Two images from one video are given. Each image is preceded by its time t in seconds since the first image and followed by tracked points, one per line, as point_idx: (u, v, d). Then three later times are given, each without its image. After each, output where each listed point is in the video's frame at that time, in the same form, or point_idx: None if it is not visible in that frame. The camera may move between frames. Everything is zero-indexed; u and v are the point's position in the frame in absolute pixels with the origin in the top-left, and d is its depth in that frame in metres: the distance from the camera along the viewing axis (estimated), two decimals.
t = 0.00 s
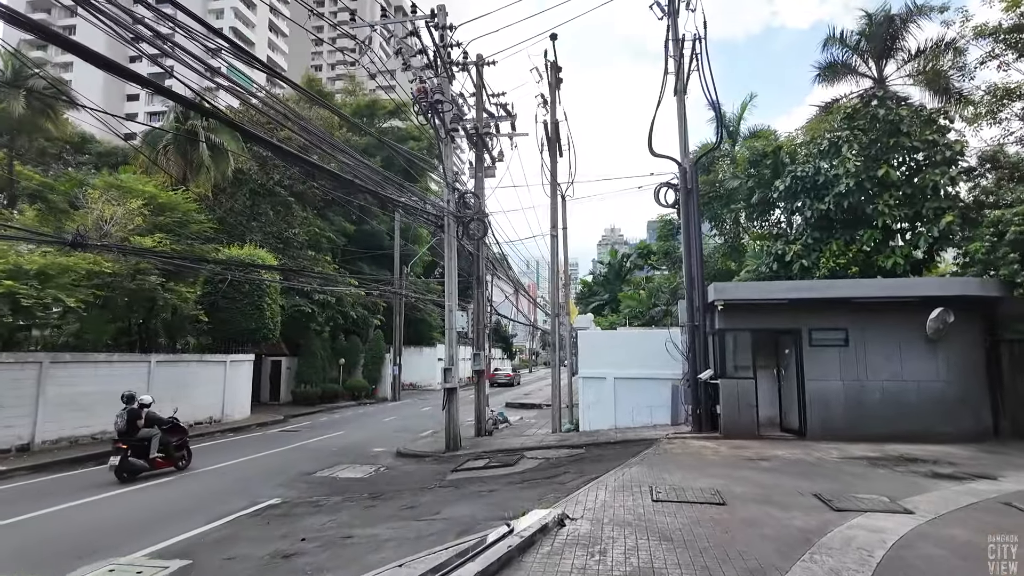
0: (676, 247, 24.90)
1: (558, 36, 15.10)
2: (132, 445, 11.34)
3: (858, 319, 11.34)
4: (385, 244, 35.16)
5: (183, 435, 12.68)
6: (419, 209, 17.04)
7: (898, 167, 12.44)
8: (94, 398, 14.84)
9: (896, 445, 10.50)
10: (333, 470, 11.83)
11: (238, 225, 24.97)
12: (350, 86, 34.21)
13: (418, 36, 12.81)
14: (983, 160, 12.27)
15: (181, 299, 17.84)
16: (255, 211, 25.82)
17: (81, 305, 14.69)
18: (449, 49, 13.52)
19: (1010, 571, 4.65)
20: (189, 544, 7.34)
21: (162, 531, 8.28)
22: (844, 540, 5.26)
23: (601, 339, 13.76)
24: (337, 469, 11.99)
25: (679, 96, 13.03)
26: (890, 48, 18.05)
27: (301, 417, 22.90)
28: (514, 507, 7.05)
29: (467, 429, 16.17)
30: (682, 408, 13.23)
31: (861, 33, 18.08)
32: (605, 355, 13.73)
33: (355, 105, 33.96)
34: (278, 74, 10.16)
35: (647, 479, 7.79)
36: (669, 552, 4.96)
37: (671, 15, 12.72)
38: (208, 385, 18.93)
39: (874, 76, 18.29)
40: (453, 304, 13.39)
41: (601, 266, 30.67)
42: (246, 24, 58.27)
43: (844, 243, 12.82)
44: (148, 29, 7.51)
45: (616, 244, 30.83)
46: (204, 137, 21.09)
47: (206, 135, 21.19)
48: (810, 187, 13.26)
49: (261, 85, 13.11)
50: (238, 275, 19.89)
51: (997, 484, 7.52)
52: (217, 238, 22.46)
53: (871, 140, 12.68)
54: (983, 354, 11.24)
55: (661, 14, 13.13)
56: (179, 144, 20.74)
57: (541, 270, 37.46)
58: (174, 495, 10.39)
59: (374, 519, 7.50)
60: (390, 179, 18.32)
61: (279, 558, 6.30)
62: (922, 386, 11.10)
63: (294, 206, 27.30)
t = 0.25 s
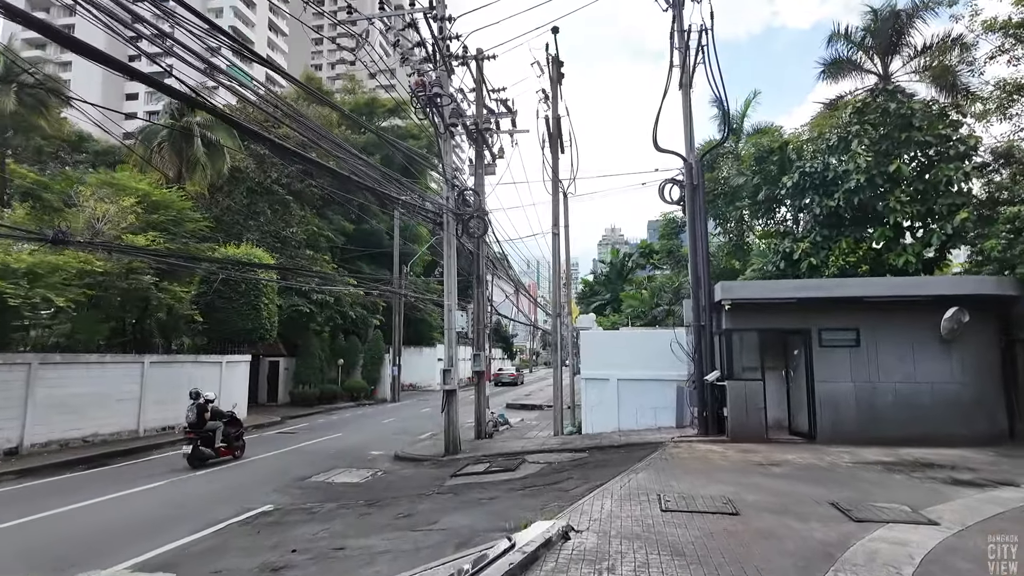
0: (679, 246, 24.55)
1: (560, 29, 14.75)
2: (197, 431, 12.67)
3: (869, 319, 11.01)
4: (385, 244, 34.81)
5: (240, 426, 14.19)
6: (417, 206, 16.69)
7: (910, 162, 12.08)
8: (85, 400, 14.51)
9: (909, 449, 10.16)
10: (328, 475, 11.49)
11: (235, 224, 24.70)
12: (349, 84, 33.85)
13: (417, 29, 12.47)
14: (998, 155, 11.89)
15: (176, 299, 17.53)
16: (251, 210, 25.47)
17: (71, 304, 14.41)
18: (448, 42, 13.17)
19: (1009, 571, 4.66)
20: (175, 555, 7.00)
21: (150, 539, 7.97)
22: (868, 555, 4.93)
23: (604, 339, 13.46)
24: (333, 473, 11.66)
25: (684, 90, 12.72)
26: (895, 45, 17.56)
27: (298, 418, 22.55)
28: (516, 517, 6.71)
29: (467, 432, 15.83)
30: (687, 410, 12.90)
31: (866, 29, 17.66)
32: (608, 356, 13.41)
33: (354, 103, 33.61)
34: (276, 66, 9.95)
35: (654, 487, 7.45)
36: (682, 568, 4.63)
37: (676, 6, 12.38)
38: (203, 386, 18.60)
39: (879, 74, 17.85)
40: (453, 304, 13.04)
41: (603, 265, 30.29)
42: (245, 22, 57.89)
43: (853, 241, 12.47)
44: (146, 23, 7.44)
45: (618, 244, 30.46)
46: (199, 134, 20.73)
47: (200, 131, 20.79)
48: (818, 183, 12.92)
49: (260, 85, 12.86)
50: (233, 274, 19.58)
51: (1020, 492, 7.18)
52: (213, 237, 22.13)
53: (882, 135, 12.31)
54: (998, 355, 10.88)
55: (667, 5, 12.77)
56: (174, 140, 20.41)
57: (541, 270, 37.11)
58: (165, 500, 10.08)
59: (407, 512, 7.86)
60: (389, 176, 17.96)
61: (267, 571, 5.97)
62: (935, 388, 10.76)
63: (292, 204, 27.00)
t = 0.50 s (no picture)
0: (682, 245, 24.24)
1: (562, 21, 14.41)
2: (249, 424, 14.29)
3: (882, 319, 10.68)
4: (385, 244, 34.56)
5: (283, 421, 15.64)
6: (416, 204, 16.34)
7: (923, 157, 11.75)
8: (77, 402, 14.19)
9: (924, 454, 9.82)
10: (325, 479, 11.17)
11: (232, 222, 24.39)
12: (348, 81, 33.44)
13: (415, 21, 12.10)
14: (1013, 150, 11.55)
15: (170, 298, 17.23)
16: (248, 209, 25.16)
17: (60, 304, 14.13)
18: (448, 35, 12.81)
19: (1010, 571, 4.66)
20: (162, 566, 6.68)
21: (138, 546, 7.66)
22: (895, 571, 4.61)
23: (608, 340, 13.15)
24: (330, 478, 11.33)
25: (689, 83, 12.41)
26: (901, 42, 17.10)
27: (296, 420, 22.26)
28: (518, 527, 6.38)
29: (467, 434, 15.50)
30: (693, 413, 12.57)
31: (871, 26, 17.18)
32: (612, 357, 13.10)
33: (354, 101, 33.29)
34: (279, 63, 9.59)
35: (663, 495, 7.11)
36: None
37: None
38: (199, 388, 18.27)
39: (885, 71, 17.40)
40: (453, 304, 12.71)
41: (605, 264, 29.96)
42: (244, 23, 57.60)
43: (864, 238, 12.14)
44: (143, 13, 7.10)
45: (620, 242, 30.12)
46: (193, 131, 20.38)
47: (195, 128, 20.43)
48: (828, 179, 12.58)
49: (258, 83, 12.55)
50: (230, 273, 19.26)
51: None
52: (210, 236, 21.82)
53: (895, 129, 11.96)
54: (1015, 356, 10.53)
55: None
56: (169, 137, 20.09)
57: (541, 269, 36.76)
58: (156, 506, 9.76)
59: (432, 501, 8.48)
60: (388, 173, 17.62)
61: None
62: (951, 390, 10.41)
63: (291, 203, 26.70)
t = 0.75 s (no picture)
0: (685, 243, 23.92)
1: (565, 14, 14.08)
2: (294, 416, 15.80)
3: (895, 318, 10.35)
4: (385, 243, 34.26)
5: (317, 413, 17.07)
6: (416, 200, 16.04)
7: (936, 152, 11.43)
8: (68, 403, 13.89)
9: (940, 457, 9.49)
10: (321, 483, 10.85)
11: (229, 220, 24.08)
12: (347, 78, 32.97)
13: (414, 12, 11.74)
14: None
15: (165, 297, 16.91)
16: (246, 207, 24.87)
17: (50, 303, 13.83)
18: (448, 26, 12.46)
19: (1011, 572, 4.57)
20: None
21: (126, 553, 7.37)
22: None
23: (611, 340, 12.84)
24: (326, 481, 11.01)
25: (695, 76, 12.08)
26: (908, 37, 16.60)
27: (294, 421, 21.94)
28: (521, 536, 6.06)
29: (468, 435, 15.18)
30: (699, 414, 12.25)
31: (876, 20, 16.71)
32: (616, 357, 12.79)
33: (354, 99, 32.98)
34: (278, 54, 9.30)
35: (673, 501, 6.78)
36: None
37: None
38: (194, 388, 17.96)
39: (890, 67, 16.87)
40: (453, 302, 12.39)
41: (607, 263, 29.64)
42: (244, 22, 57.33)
43: (875, 235, 11.82)
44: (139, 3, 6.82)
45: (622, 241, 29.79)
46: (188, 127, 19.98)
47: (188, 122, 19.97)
48: (837, 175, 12.27)
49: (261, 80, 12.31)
50: (226, 272, 18.95)
51: None
52: (206, 234, 21.51)
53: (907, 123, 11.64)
54: None
55: None
56: (162, 134, 19.72)
57: (542, 269, 36.43)
58: (147, 510, 9.46)
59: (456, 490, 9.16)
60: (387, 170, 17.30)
61: None
62: (966, 391, 10.08)
63: (289, 201, 26.41)
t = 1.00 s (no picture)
0: (688, 242, 23.60)
1: (567, 5, 13.74)
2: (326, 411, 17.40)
3: (909, 315, 10.03)
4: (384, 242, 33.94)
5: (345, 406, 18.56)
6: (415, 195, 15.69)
7: (950, 145, 11.11)
8: (59, 403, 13.56)
9: (957, 460, 9.16)
10: (317, 486, 10.52)
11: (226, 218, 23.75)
12: (349, 74, 32.44)
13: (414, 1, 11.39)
14: None
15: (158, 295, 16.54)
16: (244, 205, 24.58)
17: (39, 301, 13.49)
18: (448, 16, 12.09)
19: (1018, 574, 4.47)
20: None
21: (114, 557, 7.06)
22: None
23: (615, 338, 12.52)
24: (322, 484, 10.69)
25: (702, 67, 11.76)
26: (913, 34, 16.34)
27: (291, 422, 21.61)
28: (524, 544, 5.74)
29: (468, 437, 14.85)
30: (706, 415, 11.93)
31: (882, 16, 16.44)
32: (620, 356, 12.46)
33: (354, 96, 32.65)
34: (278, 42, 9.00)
35: (684, 507, 6.45)
36: None
37: None
38: (190, 388, 17.63)
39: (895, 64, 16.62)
40: (453, 300, 12.06)
41: (608, 262, 29.31)
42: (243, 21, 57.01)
43: (886, 231, 11.52)
44: None
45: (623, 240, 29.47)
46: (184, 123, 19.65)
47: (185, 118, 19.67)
48: (848, 169, 11.95)
49: (263, 75, 12.17)
50: (221, 270, 18.62)
51: None
52: (203, 232, 21.19)
53: (921, 115, 11.32)
54: None
55: None
56: (157, 129, 19.39)
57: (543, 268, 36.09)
58: (138, 512, 9.16)
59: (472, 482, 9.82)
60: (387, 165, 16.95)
61: None
62: (982, 391, 9.76)
63: (287, 199, 26.12)
